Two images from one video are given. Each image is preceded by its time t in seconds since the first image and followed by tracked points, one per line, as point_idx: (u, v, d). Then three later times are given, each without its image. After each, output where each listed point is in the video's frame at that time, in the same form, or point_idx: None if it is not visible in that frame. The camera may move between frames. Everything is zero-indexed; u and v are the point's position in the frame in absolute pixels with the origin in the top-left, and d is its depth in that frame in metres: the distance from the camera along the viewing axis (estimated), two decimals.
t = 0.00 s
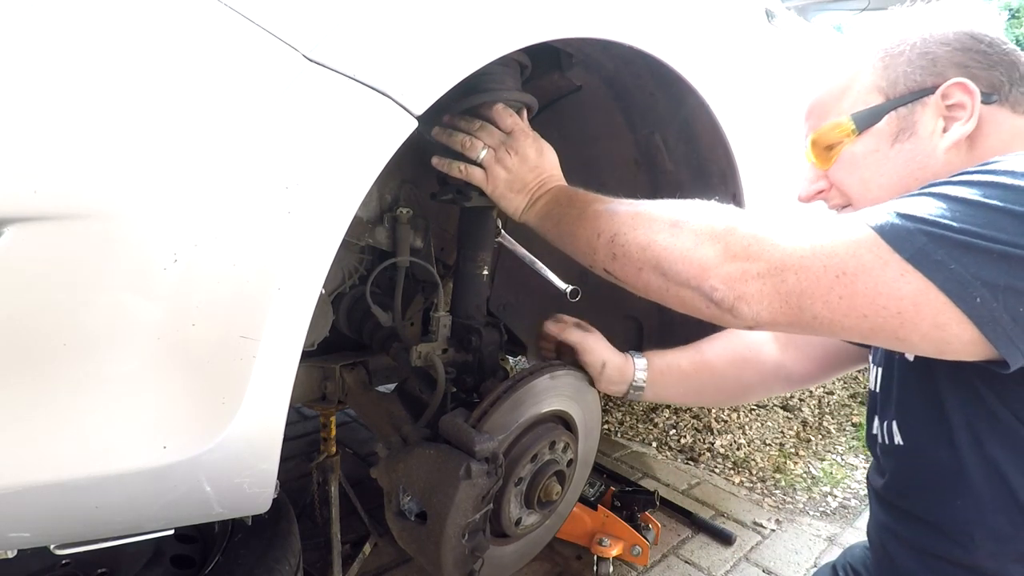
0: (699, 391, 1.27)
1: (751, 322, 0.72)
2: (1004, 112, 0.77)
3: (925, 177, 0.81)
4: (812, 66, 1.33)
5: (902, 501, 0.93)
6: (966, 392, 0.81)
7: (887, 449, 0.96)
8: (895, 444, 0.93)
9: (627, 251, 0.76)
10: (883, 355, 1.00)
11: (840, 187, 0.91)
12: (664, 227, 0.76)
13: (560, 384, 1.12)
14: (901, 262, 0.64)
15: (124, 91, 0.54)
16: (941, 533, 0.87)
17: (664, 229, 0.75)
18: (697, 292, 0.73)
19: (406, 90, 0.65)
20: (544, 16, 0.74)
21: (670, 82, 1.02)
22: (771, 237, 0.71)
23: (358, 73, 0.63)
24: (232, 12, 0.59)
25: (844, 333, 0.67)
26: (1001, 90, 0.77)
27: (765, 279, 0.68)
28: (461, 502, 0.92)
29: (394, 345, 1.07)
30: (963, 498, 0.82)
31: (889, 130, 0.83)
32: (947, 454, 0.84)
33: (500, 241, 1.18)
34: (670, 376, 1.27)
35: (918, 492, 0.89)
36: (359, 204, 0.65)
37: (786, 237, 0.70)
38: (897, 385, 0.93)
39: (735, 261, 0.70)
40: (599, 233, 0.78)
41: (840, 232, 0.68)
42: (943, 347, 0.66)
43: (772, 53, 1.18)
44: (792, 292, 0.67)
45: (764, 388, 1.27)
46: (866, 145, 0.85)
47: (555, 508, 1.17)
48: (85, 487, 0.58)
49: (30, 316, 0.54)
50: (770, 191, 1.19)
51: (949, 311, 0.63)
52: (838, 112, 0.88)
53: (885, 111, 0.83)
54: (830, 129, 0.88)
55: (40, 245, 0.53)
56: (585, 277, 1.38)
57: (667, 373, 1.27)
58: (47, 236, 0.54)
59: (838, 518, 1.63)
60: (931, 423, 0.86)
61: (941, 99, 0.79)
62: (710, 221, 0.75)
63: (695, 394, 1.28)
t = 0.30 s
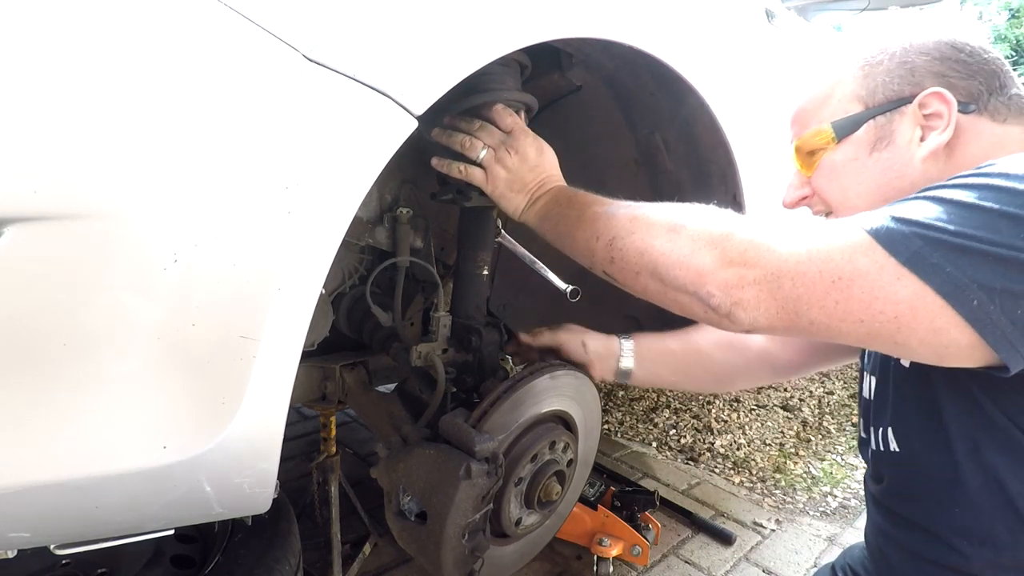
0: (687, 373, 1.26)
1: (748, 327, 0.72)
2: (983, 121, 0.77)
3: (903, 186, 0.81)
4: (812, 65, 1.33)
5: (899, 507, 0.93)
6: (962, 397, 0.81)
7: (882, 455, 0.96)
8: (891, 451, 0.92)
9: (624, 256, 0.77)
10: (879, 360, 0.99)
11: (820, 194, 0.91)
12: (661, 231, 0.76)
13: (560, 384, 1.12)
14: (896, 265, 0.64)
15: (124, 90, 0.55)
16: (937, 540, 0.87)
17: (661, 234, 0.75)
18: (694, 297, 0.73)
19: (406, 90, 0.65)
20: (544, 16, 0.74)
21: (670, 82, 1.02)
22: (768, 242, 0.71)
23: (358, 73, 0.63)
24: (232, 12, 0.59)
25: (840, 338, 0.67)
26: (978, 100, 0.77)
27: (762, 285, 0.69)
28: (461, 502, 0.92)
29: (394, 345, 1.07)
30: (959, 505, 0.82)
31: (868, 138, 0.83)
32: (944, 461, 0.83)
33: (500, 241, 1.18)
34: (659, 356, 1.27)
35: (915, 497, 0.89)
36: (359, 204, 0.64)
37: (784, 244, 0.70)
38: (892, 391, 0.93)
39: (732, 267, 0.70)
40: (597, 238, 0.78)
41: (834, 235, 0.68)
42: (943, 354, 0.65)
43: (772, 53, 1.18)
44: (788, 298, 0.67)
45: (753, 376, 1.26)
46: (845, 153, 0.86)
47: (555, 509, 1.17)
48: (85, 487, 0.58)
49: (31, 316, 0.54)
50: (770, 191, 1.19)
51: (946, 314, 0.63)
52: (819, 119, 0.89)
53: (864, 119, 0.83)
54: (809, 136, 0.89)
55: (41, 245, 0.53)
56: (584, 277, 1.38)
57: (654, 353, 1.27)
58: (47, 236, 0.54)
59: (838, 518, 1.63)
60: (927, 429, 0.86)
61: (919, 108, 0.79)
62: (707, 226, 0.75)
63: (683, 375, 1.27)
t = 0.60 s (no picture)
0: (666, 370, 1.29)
1: (746, 318, 0.72)
2: (976, 122, 0.77)
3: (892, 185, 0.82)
4: (812, 65, 1.33)
5: (898, 507, 0.93)
6: (959, 394, 0.81)
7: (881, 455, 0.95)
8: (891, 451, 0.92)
9: (622, 246, 0.77)
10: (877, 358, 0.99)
11: (813, 190, 0.93)
12: (660, 221, 0.76)
13: (560, 384, 1.13)
14: (898, 254, 0.64)
15: (124, 91, 0.55)
16: (938, 540, 0.86)
17: (659, 224, 0.76)
18: (692, 286, 0.73)
19: (406, 90, 0.65)
20: (543, 16, 0.74)
21: (670, 82, 1.02)
22: (767, 232, 0.71)
23: (358, 73, 0.63)
24: (232, 12, 0.59)
25: (841, 330, 0.67)
26: (972, 101, 0.77)
27: (760, 274, 0.69)
28: (461, 502, 0.92)
29: (394, 345, 1.07)
30: (960, 505, 0.82)
31: (861, 136, 0.84)
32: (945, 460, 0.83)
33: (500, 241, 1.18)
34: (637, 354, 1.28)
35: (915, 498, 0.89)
36: (359, 204, 0.64)
37: (782, 233, 0.70)
38: (891, 389, 0.93)
39: (730, 256, 0.70)
40: (595, 228, 0.78)
41: (834, 224, 0.68)
42: (944, 347, 0.65)
43: (772, 53, 1.18)
44: (787, 286, 0.67)
45: (727, 367, 1.30)
46: (838, 151, 0.87)
47: (555, 509, 1.17)
48: (84, 487, 0.58)
49: (31, 316, 0.54)
50: (770, 190, 1.19)
51: (949, 307, 0.63)
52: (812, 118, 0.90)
53: (858, 117, 0.84)
54: (801, 134, 0.91)
55: (41, 245, 0.53)
56: (584, 277, 1.38)
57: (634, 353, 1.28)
58: (47, 236, 0.54)
59: (838, 518, 1.63)
60: (927, 429, 0.85)
61: (912, 108, 0.79)
62: (705, 217, 0.75)
63: (661, 372, 1.29)
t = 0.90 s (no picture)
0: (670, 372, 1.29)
1: (751, 315, 0.72)
2: (985, 120, 0.77)
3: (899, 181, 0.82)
4: (812, 66, 1.33)
5: (900, 503, 0.93)
6: (968, 389, 0.80)
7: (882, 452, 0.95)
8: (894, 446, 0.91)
9: (626, 246, 0.77)
10: (879, 354, 0.99)
11: (820, 185, 0.93)
12: (663, 220, 0.76)
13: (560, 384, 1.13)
14: (902, 252, 0.64)
15: (124, 91, 0.55)
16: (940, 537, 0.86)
17: (663, 222, 0.76)
18: (696, 285, 0.73)
19: (406, 90, 0.65)
20: (543, 16, 0.74)
21: (670, 82, 1.02)
22: (771, 230, 0.71)
23: (358, 73, 0.63)
24: (232, 12, 0.59)
25: (845, 327, 0.67)
26: (981, 99, 0.77)
27: (764, 272, 0.69)
28: (461, 502, 0.92)
29: (394, 345, 1.07)
30: (963, 500, 0.82)
31: (869, 132, 0.84)
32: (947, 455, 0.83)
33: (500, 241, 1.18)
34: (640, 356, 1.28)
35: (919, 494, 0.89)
36: (358, 204, 0.64)
37: (785, 230, 0.70)
38: (894, 384, 0.93)
39: (734, 254, 0.70)
40: (598, 228, 0.78)
41: (835, 223, 0.68)
42: (948, 344, 0.65)
43: (772, 53, 1.18)
44: (791, 284, 0.67)
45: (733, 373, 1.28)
46: (845, 147, 0.87)
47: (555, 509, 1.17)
48: (84, 487, 0.58)
49: (31, 316, 0.54)
50: (770, 190, 1.19)
51: (952, 303, 0.63)
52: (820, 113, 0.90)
53: (866, 113, 0.84)
54: (809, 129, 0.91)
55: (41, 245, 0.53)
56: (584, 277, 1.38)
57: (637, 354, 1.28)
58: (47, 236, 0.54)
59: (838, 518, 1.63)
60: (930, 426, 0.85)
61: (921, 104, 0.79)
62: (708, 215, 0.75)
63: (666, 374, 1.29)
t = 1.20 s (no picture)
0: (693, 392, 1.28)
1: (753, 316, 0.71)
2: (987, 118, 0.77)
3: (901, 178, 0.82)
4: (812, 66, 1.33)
5: (895, 501, 0.92)
6: (963, 385, 0.81)
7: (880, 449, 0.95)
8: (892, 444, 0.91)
9: (626, 246, 0.76)
10: (878, 351, 0.99)
11: (820, 183, 0.92)
12: (663, 221, 0.76)
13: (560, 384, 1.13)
14: (902, 248, 0.64)
15: (124, 91, 0.55)
16: (935, 534, 0.86)
17: (663, 223, 0.75)
18: (697, 286, 0.72)
19: (406, 90, 0.65)
20: (543, 16, 0.74)
21: (670, 82, 1.02)
22: (770, 232, 0.70)
23: (358, 73, 0.63)
24: (232, 12, 0.59)
25: (846, 325, 0.67)
26: (983, 97, 0.77)
27: (766, 271, 0.68)
28: (461, 502, 0.92)
29: (394, 345, 1.07)
30: (959, 498, 0.82)
31: (871, 128, 0.83)
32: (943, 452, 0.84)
33: (500, 241, 1.18)
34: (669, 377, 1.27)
35: (915, 493, 0.89)
36: (358, 204, 0.64)
37: (785, 230, 0.70)
38: (893, 382, 0.93)
39: (735, 254, 0.70)
40: (599, 229, 0.78)
41: (831, 223, 0.69)
42: (949, 338, 0.65)
43: (773, 52, 1.18)
44: (791, 284, 0.67)
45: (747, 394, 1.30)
46: (847, 143, 0.86)
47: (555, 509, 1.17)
48: (84, 487, 0.58)
49: (31, 316, 0.54)
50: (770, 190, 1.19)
51: (954, 297, 0.63)
52: (822, 109, 0.89)
53: (869, 109, 0.83)
54: (811, 125, 0.90)
55: (41, 245, 0.53)
56: (584, 277, 1.38)
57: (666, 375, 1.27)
58: (47, 236, 0.54)
59: (838, 518, 1.63)
60: (929, 424, 0.85)
61: (924, 101, 0.79)
62: (709, 216, 0.75)
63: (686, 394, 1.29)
